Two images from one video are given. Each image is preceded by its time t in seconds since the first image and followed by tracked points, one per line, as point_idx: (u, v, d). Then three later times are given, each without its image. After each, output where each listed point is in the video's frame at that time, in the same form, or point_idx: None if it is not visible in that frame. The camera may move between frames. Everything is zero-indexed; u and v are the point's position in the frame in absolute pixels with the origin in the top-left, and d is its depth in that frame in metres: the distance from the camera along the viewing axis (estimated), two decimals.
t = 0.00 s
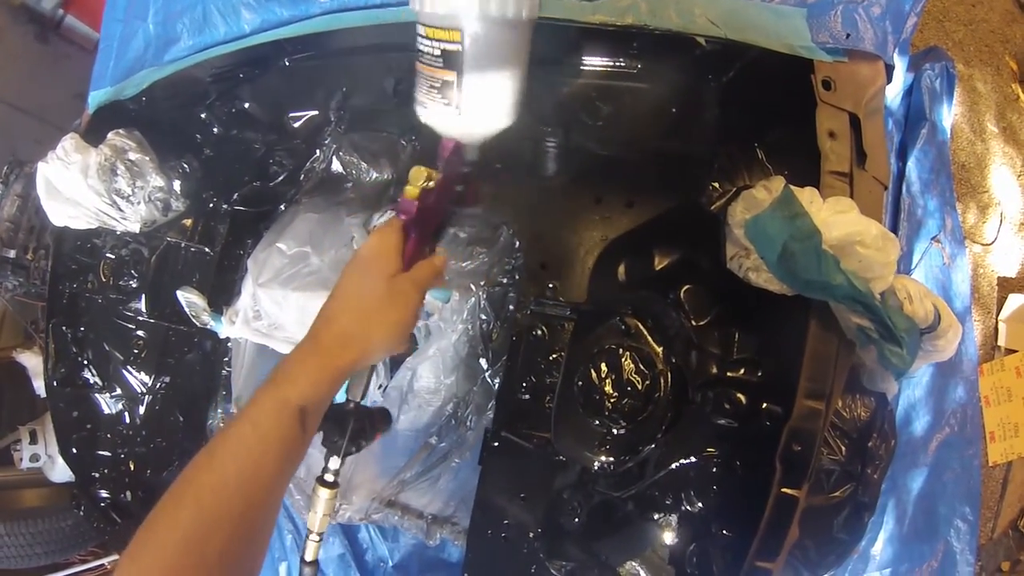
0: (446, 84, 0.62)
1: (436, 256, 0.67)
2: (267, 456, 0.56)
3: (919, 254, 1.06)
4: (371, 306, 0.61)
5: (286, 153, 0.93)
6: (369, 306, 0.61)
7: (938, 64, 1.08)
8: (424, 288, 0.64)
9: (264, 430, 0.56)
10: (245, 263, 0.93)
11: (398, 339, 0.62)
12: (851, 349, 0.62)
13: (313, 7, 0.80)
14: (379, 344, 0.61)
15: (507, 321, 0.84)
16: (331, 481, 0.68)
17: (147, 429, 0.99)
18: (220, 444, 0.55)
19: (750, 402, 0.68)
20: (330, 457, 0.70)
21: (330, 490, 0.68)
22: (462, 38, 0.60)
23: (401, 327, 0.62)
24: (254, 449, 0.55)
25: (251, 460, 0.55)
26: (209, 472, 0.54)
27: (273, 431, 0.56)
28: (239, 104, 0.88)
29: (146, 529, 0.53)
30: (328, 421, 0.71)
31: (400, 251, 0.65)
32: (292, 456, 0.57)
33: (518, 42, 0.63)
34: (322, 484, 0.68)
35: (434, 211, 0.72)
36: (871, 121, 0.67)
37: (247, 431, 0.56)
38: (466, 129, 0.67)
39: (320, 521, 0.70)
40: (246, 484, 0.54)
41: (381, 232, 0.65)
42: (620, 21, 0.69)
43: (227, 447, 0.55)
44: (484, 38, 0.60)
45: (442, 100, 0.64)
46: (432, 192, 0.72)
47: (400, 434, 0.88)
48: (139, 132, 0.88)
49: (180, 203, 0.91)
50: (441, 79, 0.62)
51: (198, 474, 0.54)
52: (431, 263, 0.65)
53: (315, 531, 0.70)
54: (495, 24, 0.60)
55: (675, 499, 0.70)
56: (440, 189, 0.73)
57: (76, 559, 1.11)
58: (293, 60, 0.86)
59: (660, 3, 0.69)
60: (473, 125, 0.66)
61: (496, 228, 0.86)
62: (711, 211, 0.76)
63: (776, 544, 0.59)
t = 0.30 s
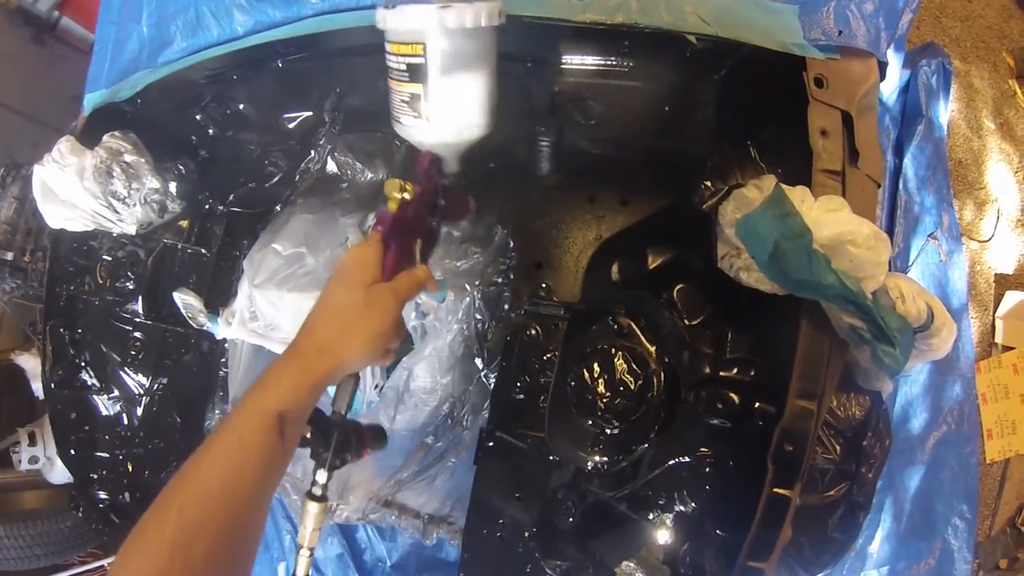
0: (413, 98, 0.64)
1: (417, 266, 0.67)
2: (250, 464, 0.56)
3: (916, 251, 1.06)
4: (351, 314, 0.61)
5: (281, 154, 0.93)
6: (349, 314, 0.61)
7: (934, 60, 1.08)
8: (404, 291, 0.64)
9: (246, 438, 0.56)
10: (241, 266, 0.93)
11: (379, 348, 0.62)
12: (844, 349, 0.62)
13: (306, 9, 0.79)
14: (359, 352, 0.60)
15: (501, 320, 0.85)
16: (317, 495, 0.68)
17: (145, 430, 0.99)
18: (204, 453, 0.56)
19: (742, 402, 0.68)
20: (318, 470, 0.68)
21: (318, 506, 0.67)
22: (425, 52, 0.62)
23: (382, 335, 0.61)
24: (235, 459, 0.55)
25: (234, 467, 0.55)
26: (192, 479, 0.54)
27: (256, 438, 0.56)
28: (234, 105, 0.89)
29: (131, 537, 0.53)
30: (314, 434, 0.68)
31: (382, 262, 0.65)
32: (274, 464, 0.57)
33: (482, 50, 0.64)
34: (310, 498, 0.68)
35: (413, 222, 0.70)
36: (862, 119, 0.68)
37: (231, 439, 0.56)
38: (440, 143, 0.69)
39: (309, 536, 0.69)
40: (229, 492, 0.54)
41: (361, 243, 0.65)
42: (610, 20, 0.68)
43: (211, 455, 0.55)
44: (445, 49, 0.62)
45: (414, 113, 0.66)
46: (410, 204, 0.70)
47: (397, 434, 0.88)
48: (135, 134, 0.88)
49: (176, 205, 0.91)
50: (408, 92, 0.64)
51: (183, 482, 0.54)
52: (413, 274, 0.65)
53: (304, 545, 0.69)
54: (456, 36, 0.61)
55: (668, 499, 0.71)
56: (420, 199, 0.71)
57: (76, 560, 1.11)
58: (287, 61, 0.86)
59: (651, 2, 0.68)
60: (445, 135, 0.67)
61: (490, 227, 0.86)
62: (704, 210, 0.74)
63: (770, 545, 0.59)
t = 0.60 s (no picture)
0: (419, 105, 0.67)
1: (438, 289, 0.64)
2: (245, 478, 0.56)
3: (911, 257, 1.07)
4: (353, 330, 0.60)
5: (281, 153, 0.93)
6: (352, 330, 0.60)
7: (932, 66, 1.09)
8: (412, 313, 0.61)
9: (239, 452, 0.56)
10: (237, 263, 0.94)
11: (377, 365, 0.61)
12: (839, 351, 0.62)
13: (308, 8, 0.77)
14: (358, 368, 0.60)
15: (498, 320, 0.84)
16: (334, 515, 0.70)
17: (141, 426, 0.99)
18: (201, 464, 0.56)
19: (738, 403, 0.69)
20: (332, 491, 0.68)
21: (335, 524, 0.71)
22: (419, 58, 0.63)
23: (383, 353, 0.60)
24: (230, 472, 0.56)
25: (227, 481, 0.55)
26: (188, 490, 0.55)
27: (250, 451, 0.57)
28: (234, 103, 0.88)
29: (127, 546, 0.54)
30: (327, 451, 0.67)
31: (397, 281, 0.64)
32: (268, 479, 0.57)
33: (485, 45, 0.62)
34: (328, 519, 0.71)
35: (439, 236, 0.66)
36: (860, 123, 0.69)
37: (227, 450, 0.57)
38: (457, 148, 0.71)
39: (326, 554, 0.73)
40: (222, 506, 0.55)
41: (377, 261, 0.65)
42: (609, 23, 0.67)
43: (207, 467, 0.56)
44: (441, 51, 0.61)
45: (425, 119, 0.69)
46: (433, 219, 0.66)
47: (392, 433, 0.88)
48: (134, 130, 0.89)
49: (175, 201, 0.92)
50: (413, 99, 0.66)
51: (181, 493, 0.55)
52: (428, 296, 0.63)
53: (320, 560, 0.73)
54: (449, 37, 0.61)
55: (663, 500, 0.71)
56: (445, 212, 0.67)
57: (69, 557, 1.11)
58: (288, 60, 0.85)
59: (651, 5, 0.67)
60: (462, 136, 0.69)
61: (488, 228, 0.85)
62: (700, 212, 0.77)
63: (764, 546, 0.59)
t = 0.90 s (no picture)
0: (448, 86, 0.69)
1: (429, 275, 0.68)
2: (229, 474, 0.59)
3: (892, 267, 1.08)
4: (343, 326, 0.63)
5: (267, 135, 0.91)
6: (345, 325, 0.63)
7: (920, 81, 1.10)
8: (406, 309, 0.65)
9: (222, 450, 0.59)
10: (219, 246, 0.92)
11: (369, 363, 0.64)
12: (828, 354, 0.63)
13: None
14: (347, 366, 0.63)
15: (482, 312, 0.84)
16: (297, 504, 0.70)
17: (114, 411, 0.97)
18: (185, 460, 0.59)
19: (726, 402, 0.69)
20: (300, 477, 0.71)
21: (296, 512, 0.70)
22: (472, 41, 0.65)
23: (373, 351, 0.63)
24: (215, 464, 0.59)
25: (211, 473, 0.58)
26: (171, 488, 0.58)
27: (235, 449, 0.59)
28: (221, 81, 0.86)
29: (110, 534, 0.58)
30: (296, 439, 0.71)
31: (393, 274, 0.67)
32: (253, 474, 0.60)
33: (527, 46, 0.66)
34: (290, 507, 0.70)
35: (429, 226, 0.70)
36: (856, 132, 0.69)
37: (209, 450, 0.59)
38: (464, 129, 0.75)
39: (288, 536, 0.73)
40: (205, 502, 0.58)
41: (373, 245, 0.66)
42: (616, 17, 0.67)
43: (190, 463, 0.58)
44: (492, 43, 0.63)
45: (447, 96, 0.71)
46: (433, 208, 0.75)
47: (371, 424, 0.86)
48: (116, 105, 0.86)
49: (155, 179, 0.89)
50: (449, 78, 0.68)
51: (163, 490, 0.58)
52: (421, 286, 0.67)
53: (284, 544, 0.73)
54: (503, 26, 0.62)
55: (647, 498, 0.70)
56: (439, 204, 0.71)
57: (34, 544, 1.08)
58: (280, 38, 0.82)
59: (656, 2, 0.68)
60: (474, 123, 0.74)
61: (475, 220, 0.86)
62: (694, 212, 0.77)
63: (747, 545, 0.59)
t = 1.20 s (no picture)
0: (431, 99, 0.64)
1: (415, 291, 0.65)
2: (201, 496, 0.55)
3: (864, 262, 1.11)
4: (323, 339, 0.59)
5: (243, 138, 0.90)
6: (325, 338, 0.59)
7: (891, 80, 1.12)
8: (391, 319, 0.62)
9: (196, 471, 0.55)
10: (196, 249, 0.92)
11: (351, 379, 0.60)
12: (797, 346, 0.65)
13: None
14: (328, 381, 0.59)
15: (458, 313, 0.85)
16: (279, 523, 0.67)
17: (91, 418, 0.96)
18: (153, 481, 0.55)
19: (699, 397, 0.68)
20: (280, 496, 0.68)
21: (279, 530, 0.67)
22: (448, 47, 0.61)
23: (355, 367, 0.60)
24: (186, 487, 0.55)
25: (181, 497, 0.54)
26: (137, 511, 0.54)
27: (206, 470, 0.55)
28: (196, 82, 0.85)
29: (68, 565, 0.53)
30: (281, 456, 0.68)
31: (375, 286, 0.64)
32: (226, 497, 0.56)
33: (512, 52, 0.62)
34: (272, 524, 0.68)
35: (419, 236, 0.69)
36: (822, 129, 0.71)
37: (180, 469, 0.55)
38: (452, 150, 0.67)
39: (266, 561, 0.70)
40: (174, 526, 0.54)
41: (356, 258, 0.64)
42: (586, 18, 0.68)
43: (158, 483, 0.55)
44: (471, 49, 0.61)
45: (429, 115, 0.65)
46: (419, 218, 0.69)
47: (350, 425, 0.89)
48: (89, 107, 0.85)
49: (130, 182, 0.88)
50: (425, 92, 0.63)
51: (129, 511, 0.54)
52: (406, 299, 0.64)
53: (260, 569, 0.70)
54: (480, 35, 0.60)
55: (624, 491, 0.71)
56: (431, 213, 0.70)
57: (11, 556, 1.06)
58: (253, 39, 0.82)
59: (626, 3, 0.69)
60: (462, 139, 0.65)
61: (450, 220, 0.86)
62: (665, 209, 0.75)
63: (723, 534, 0.60)
